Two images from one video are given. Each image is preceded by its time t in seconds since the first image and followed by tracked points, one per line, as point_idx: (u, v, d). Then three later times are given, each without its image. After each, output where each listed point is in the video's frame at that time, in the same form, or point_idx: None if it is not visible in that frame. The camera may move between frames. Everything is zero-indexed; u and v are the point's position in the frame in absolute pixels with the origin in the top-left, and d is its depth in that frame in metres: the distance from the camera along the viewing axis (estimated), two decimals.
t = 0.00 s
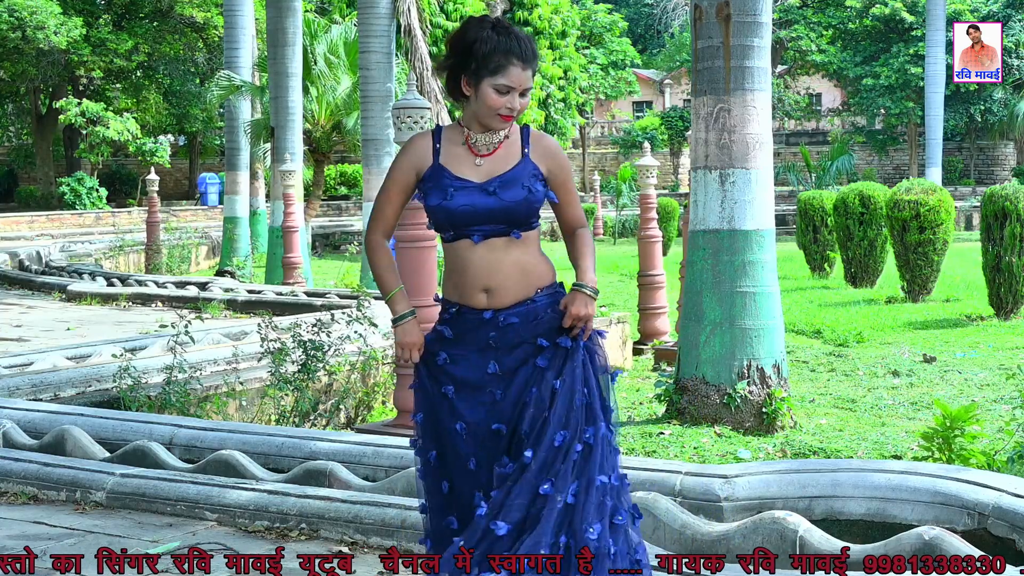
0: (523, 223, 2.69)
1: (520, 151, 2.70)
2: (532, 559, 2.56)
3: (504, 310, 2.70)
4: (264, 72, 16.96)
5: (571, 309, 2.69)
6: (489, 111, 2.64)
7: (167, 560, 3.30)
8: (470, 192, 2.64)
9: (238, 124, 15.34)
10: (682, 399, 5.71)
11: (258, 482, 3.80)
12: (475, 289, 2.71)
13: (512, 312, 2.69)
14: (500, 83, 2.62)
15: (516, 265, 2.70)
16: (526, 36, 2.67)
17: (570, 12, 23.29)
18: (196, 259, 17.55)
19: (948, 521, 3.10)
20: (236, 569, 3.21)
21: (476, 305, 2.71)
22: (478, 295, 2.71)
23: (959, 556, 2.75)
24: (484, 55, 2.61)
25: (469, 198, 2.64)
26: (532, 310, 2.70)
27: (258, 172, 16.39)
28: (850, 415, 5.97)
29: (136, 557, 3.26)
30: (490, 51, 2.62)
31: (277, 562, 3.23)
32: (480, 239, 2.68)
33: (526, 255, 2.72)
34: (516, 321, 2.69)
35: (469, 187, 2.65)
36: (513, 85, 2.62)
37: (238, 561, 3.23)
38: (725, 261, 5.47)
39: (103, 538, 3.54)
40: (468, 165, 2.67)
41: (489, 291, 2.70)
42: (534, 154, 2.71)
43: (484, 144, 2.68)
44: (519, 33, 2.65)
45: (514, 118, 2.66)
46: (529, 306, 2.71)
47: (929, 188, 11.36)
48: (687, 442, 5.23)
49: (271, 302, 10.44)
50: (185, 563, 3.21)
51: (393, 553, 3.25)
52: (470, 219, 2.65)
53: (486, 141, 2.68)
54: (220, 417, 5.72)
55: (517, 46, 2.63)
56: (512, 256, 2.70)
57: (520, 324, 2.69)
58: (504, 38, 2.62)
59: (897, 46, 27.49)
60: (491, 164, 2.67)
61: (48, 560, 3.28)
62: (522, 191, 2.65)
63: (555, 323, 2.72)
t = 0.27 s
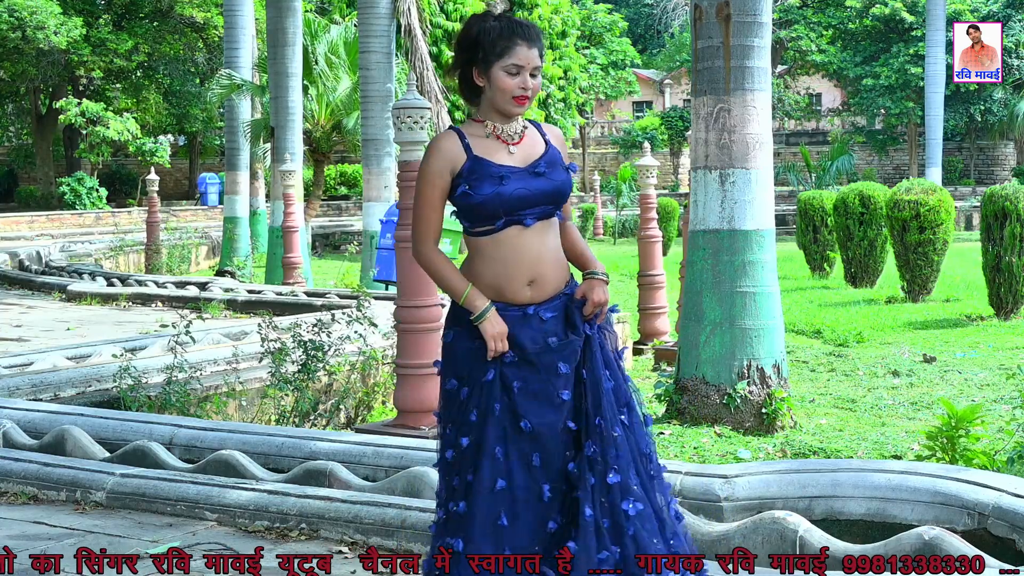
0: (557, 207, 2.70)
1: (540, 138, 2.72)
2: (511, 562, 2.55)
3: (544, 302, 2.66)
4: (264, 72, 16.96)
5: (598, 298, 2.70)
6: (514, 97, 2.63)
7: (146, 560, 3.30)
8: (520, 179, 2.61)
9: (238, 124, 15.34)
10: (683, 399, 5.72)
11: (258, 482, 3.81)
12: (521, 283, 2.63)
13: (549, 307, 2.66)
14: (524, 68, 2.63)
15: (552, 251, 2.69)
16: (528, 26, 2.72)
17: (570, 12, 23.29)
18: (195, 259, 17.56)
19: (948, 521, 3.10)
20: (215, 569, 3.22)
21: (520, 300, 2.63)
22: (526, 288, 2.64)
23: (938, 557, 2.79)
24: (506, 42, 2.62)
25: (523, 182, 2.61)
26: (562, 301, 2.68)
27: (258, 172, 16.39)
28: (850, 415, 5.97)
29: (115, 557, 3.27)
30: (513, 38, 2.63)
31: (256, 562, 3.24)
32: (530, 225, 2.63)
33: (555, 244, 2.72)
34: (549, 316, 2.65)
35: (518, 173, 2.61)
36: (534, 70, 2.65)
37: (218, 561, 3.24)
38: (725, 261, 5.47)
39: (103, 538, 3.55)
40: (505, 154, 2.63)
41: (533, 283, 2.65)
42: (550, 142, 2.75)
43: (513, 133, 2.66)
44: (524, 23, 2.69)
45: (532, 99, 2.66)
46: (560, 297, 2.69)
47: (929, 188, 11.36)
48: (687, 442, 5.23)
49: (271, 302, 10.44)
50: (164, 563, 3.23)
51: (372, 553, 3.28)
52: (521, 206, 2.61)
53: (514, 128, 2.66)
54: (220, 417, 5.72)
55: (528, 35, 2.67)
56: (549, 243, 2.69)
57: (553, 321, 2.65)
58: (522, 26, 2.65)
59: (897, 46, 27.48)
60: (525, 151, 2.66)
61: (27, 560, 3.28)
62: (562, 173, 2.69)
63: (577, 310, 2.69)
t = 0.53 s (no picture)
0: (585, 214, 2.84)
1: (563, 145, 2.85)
2: None
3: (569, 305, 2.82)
4: (263, 72, 16.96)
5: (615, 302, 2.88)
6: (532, 107, 2.75)
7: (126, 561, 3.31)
8: (551, 192, 2.74)
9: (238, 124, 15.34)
10: (683, 399, 5.72)
11: (258, 483, 3.80)
12: (551, 291, 2.77)
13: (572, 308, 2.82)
14: (535, 78, 2.75)
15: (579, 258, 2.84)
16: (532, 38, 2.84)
17: (570, 12, 23.30)
18: (195, 259, 17.55)
19: (948, 521, 3.10)
20: (194, 569, 3.21)
21: (550, 304, 2.78)
22: (554, 295, 2.79)
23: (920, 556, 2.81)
24: (515, 56, 2.74)
25: (553, 196, 2.74)
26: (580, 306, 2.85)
27: (258, 171, 16.38)
28: (850, 415, 5.97)
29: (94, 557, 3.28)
30: (521, 51, 2.75)
31: (236, 562, 3.23)
32: (558, 234, 2.78)
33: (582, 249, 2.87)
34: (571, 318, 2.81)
35: (549, 186, 2.74)
36: (546, 81, 2.77)
37: (197, 561, 3.23)
38: (725, 261, 5.46)
39: (103, 538, 3.54)
40: (534, 165, 2.75)
41: (560, 289, 2.80)
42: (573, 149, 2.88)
43: (539, 145, 2.78)
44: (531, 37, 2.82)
45: (541, 100, 2.76)
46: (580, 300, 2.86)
47: (929, 188, 11.35)
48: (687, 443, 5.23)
49: (271, 302, 10.44)
50: (143, 563, 3.22)
51: (353, 553, 3.28)
52: (551, 217, 2.74)
53: (538, 140, 2.78)
54: (220, 417, 5.72)
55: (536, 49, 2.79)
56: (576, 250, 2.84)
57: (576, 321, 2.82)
58: (530, 40, 2.77)
59: (898, 46, 27.47)
60: (553, 161, 2.78)
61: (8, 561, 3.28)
62: (588, 183, 2.83)
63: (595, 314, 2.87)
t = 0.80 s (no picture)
0: (588, 208, 2.83)
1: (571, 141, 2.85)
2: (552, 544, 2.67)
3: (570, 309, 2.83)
4: (263, 72, 16.95)
5: (616, 306, 2.87)
6: (532, 101, 2.78)
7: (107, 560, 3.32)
8: (544, 180, 2.76)
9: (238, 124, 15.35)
10: (683, 399, 5.72)
11: (258, 482, 3.80)
12: (547, 286, 2.79)
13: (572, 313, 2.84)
14: (536, 73, 2.77)
15: (579, 255, 2.84)
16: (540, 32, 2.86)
17: (570, 12, 23.30)
18: (195, 259, 17.54)
19: (948, 521, 3.11)
20: (174, 569, 3.21)
21: (544, 303, 2.80)
22: (547, 293, 2.80)
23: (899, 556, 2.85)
24: (516, 49, 2.76)
25: (546, 184, 2.76)
26: (585, 309, 2.87)
27: (258, 171, 16.38)
28: (850, 415, 5.97)
29: (75, 557, 3.28)
30: (523, 44, 2.77)
31: (216, 561, 3.23)
32: (553, 225, 2.79)
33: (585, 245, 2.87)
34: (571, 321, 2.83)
35: (543, 175, 2.76)
36: (547, 75, 2.79)
37: (176, 561, 3.23)
38: (725, 261, 5.47)
39: (104, 538, 3.54)
40: (532, 156, 2.77)
41: (558, 287, 2.81)
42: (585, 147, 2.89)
43: (541, 136, 2.80)
44: (538, 31, 2.83)
45: (542, 94, 2.78)
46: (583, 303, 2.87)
47: (929, 188, 11.35)
48: (687, 442, 5.23)
49: (271, 302, 10.44)
50: (124, 562, 3.23)
51: (332, 553, 3.26)
52: (544, 208, 2.76)
53: (539, 132, 2.80)
54: (220, 417, 5.72)
55: (541, 42, 2.81)
56: (576, 246, 2.84)
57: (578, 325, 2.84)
58: (534, 34, 2.79)
59: (898, 46, 27.46)
60: (553, 153, 2.80)
61: None
62: (590, 177, 2.82)
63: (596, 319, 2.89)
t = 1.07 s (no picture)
0: (560, 210, 2.70)
1: (559, 140, 2.73)
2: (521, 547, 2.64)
3: (538, 310, 2.69)
4: (264, 73, 16.96)
5: (578, 307, 2.66)
6: (521, 98, 2.73)
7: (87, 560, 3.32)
8: (507, 177, 2.70)
9: (238, 124, 15.35)
10: (683, 399, 5.72)
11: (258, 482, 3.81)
12: (509, 285, 2.71)
13: (544, 313, 2.70)
14: (528, 71, 2.73)
15: (547, 256, 2.71)
16: (546, 31, 2.81)
17: (570, 12, 23.29)
18: (196, 259, 17.54)
19: (948, 521, 3.11)
20: (153, 569, 3.21)
21: (509, 302, 2.71)
22: (509, 291, 2.72)
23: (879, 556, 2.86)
24: (510, 44, 2.73)
25: (507, 182, 2.70)
26: (556, 311, 2.71)
27: (258, 171, 16.38)
28: (850, 415, 5.97)
29: (55, 557, 3.28)
30: (518, 40, 2.73)
31: (196, 562, 3.24)
32: (516, 223, 2.71)
33: (560, 246, 2.72)
34: (543, 322, 2.69)
35: (508, 172, 2.70)
36: (540, 73, 2.74)
37: (156, 562, 3.23)
38: (725, 261, 5.46)
39: (103, 538, 3.54)
40: (508, 153, 2.73)
41: (523, 287, 2.70)
42: (575, 145, 2.74)
43: (523, 132, 2.73)
44: (542, 29, 2.78)
45: (531, 92, 2.73)
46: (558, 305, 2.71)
47: (929, 188, 11.36)
48: (687, 442, 5.23)
49: (271, 302, 10.44)
50: (103, 562, 3.22)
51: (312, 551, 3.27)
52: (504, 204, 2.70)
53: (522, 128, 2.73)
54: (220, 416, 5.72)
55: (542, 39, 2.77)
56: (545, 246, 2.71)
57: (551, 325, 2.69)
58: (533, 31, 2.74)
59: (898, 46, 27.44)
60: (530, 150, 2.72)
61: None
62: (559, 176, 2.68)
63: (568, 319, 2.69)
